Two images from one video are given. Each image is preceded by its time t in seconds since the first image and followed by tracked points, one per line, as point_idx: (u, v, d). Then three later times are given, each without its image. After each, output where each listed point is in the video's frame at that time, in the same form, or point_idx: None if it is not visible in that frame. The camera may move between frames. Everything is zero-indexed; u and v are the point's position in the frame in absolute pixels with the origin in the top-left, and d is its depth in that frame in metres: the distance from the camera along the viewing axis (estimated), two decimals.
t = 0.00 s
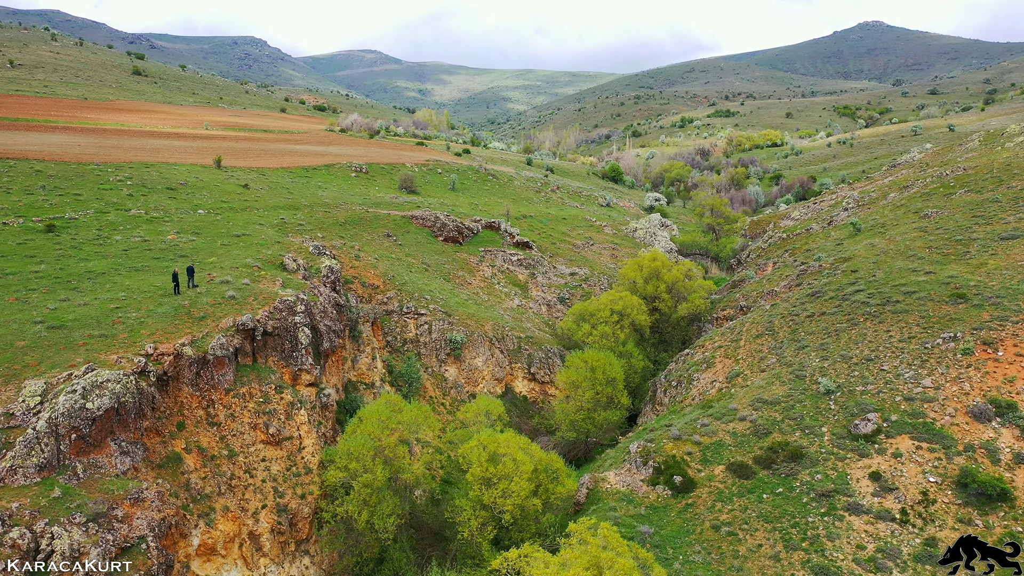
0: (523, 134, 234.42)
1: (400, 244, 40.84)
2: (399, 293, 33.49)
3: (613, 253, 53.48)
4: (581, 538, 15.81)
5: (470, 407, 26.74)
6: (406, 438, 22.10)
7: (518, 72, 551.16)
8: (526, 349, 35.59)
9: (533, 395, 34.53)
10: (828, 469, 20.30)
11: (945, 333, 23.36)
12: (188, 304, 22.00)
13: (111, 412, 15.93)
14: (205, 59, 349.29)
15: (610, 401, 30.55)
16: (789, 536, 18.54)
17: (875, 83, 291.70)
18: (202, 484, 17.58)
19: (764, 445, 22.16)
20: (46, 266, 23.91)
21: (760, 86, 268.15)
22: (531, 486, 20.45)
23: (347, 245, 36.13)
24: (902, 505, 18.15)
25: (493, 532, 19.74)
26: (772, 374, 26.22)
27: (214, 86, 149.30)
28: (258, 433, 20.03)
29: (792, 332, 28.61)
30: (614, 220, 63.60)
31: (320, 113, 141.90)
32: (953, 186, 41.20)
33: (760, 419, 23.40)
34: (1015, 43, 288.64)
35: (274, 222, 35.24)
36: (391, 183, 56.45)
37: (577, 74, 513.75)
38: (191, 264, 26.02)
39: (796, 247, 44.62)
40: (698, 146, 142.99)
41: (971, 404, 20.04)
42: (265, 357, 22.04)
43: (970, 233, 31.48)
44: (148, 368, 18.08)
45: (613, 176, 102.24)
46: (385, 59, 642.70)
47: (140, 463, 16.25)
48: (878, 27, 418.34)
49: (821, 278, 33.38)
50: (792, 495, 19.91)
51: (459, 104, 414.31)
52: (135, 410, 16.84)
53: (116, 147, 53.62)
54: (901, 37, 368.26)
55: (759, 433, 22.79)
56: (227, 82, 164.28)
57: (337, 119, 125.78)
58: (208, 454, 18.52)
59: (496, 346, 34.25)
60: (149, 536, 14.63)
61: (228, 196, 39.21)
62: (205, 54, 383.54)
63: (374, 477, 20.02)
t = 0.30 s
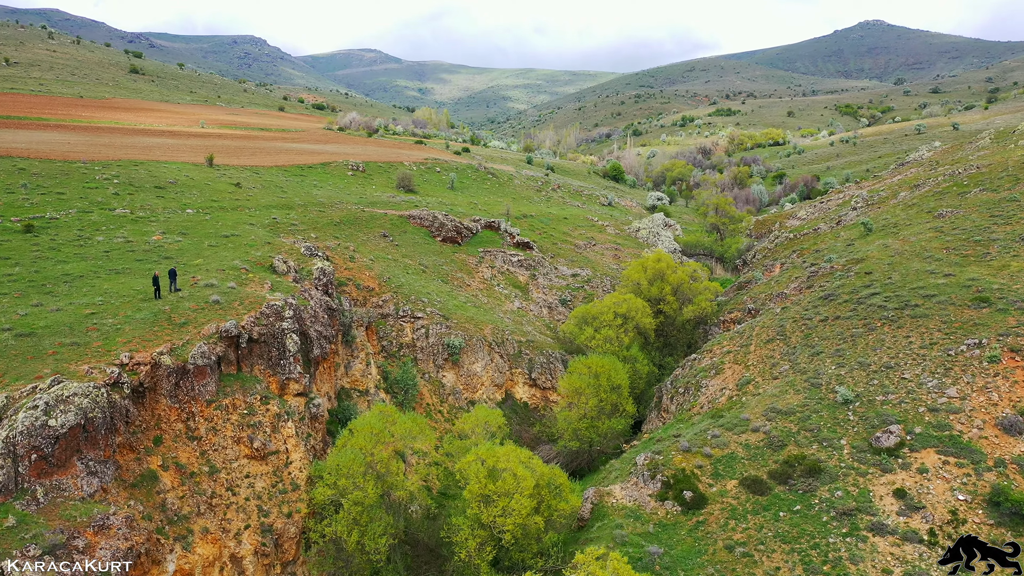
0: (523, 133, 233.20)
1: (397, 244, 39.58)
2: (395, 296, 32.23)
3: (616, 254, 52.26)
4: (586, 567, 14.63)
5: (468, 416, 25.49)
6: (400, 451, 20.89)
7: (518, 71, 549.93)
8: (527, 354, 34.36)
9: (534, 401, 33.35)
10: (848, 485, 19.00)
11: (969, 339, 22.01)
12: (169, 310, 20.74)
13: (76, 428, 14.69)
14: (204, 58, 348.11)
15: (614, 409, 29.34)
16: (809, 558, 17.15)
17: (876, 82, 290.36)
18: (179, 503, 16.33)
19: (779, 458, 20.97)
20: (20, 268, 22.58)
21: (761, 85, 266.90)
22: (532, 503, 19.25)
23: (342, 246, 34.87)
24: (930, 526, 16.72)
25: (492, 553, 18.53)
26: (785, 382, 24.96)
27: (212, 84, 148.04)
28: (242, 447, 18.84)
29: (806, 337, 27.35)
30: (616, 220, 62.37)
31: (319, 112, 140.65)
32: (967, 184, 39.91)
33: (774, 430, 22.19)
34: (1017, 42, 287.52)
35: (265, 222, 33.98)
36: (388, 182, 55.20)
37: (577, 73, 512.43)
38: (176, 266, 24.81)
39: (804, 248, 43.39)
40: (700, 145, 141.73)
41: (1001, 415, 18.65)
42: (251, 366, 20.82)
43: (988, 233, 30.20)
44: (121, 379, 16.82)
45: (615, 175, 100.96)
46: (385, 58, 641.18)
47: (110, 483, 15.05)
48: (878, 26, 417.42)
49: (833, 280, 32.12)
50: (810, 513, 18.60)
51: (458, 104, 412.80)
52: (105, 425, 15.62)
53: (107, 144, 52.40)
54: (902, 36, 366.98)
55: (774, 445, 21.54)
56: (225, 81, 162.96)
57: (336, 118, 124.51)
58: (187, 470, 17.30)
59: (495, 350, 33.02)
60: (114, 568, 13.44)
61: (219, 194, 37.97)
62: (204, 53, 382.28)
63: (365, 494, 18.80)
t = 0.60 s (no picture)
0: (523, 132, 231.87)
1: (394, 245, 38.36)
2: (391, 299, 31.00)
3: (618, 254, 51.08)
4: None
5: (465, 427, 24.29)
6: (393, 467, 19.70)
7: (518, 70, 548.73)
8: (527, 359, 33.17)
9: (535, 408, 32.22)
10: (871, 503, 17.61)
11: (997, 346, 20.65)
12: (148, 317, 19.50)
13: (35, 447, 13.47)
14: (203, 57, 346.90)
15: (619, 417, 28.15)
16: None
17: (876, 81, 289.06)
18: (153, 526, 15.09)
19: (797, 473, 19.70)
20: None
21: (762, 84, 265.71)
22: (533, 522, 17.99)
23: (336, 247, 33.65)
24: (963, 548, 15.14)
25: None
26: (800, 391, 23.69)
27: (210, 83, 146.78)
28: (224, 463, 17.62)
29: (820, 343, 26.09)
30: (618, 220, 61.16)
31: (317, 111, 139.42)
32: (981, 183, 38.62)
33: (790, 443, 20.93)
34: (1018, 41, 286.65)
35: (256, 222, 32.72)
36: (386, 181, 53.96)
37: (577, 72, 510.85)
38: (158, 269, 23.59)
39: (813, 249, 42.16)
40: (701, 144, 140.53)
41: None
42: (234, 376, 19.59)
43: (1009, 233, 28.90)
44: (90, 393, 15.60)
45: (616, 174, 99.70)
46: (384, 58, 639.81)
47: (74, 508, 13.83)
48: (879, 25, 415.59)
49: (845, 283, 30.89)
50: (832, 534, 17.25)
51: (458, 103, 411.45)
52: (71, 443, 14.43)
53: (98, 142, 51.18)
54: (903, 35, 365.76)
55: (791, 460, 20.25)
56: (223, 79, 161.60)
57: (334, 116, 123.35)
58: (162, 491, 16.06)
59: (495, 355, 31.80)
60: None
61: (209, 193, 36.74)
62: (203, 52, 381.24)
63: (355, 515, 17.51)
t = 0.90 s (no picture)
0: (523, 131, 230.73)
1: (390, 246, 37.13)
2: (386, 302, 29.75)
3: (621, 254, 49.87)
4: None
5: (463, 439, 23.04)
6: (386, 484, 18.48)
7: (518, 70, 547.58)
8: (528, 364, 31.96)
9: (536, 415, 31.05)
10: (898, 524, 16.17)
11: None
12: (124, 325, 18.29)
13: None
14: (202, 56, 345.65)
15: (623, 426, 26.95)
16: None
17: (877, 80, 287.80)
18: (122, 554, 13.86)
19: (816, 489, 18.43)
20: None
21: (763, 83, 264.56)
22: (534, 544, 16.79)
23: (329, 248, 32.43)
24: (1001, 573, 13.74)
25: None
26: (816, 401, 22.43)
27: (207, 81, 145.58)
28: (202, 482, 16.41)
29: (836, 349, 24.85)
30: (620, 220, 59.98)
31: (316, 110, 138.27)
32: (996, 181, 37.36)
33: (808, 457, 19.68)
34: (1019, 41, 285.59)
35: (247, 222, 31.48)
36: (383, 180, 52.75)
37: (576, 72, 511.10)
38: (139, 272, 22.38)
39: (821, 249, 40.96)
40: (703, 143, 139.35)
41: None
42: (215, 387, 18.35)
43: None
44: (54, 407, 14.36)
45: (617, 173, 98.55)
46: (384, 57, 638.55)
47: (31, 536, 12.58)
48: (879, 24, 414.63)
49: (859, 285, 29.65)
50: (856, 558, 15.82)
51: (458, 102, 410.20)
52: (31, 464, 13.24)
53: (89, 140, 50.02)
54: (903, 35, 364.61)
55: (809, 475, 19.00)
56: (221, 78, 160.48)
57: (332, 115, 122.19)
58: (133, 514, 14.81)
59: (494, 360, 30.57)
60: None
61: (199, 192, 35.52)
62: (202, 51, 380.07)
63: (343, 538, 16.27)
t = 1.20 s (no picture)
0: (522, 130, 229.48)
1: (384, 246, 35.85)
2: (378, 306, 28.46)
3: (622, 255, 48.69)
4: None
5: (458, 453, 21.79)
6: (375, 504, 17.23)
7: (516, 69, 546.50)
8: (527, 370, 30.74)
9: (535, 423, 29.85)
10: (926, 549, 14.90)
11: None
12: (93, 335, 17.02)
13: None
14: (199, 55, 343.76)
15: (627, 436, 25.76)
16: None
17: (876, 79, 287.04)
18: None
19: (836, 509, 17.20)
20: None
21: (762, 82, 263.60)
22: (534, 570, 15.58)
23: (320, 249, 31.16)
24: None
25: None
26: (832, 411, 21.22)
27: (203, 79, 144.09)
28: (176, 504, 15.17)
29: (851, 356, 23.66)
30: (621, 219, 58.83)
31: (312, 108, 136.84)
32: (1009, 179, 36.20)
33: (825, 473, 18.49)
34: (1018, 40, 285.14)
35: (234, 222, 30.18)
36: (378, 178, 51.46)
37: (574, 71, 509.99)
38: (114, 276, 21.10)
39: (829, 250, 39.78)
40: (703, 142, 138.24)
41: None
42: (191, 400, 17.10)
43: None
44: (9, 425, 13.08)
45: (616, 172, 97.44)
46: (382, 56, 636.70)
47: None
48: (878, 24, 414.35)
49: (872, 288, 28.47)
50: None
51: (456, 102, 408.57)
52: None
53: (75, 138, 48.64)
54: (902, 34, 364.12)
55: (827, 493, 17.81)
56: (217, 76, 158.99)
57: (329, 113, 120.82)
58: (97, 541, 13.54)
59: (491, 366, 29.33)
60: None
61: (186, 191, 34.24)
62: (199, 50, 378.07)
63: (327, 566, 15.03)
